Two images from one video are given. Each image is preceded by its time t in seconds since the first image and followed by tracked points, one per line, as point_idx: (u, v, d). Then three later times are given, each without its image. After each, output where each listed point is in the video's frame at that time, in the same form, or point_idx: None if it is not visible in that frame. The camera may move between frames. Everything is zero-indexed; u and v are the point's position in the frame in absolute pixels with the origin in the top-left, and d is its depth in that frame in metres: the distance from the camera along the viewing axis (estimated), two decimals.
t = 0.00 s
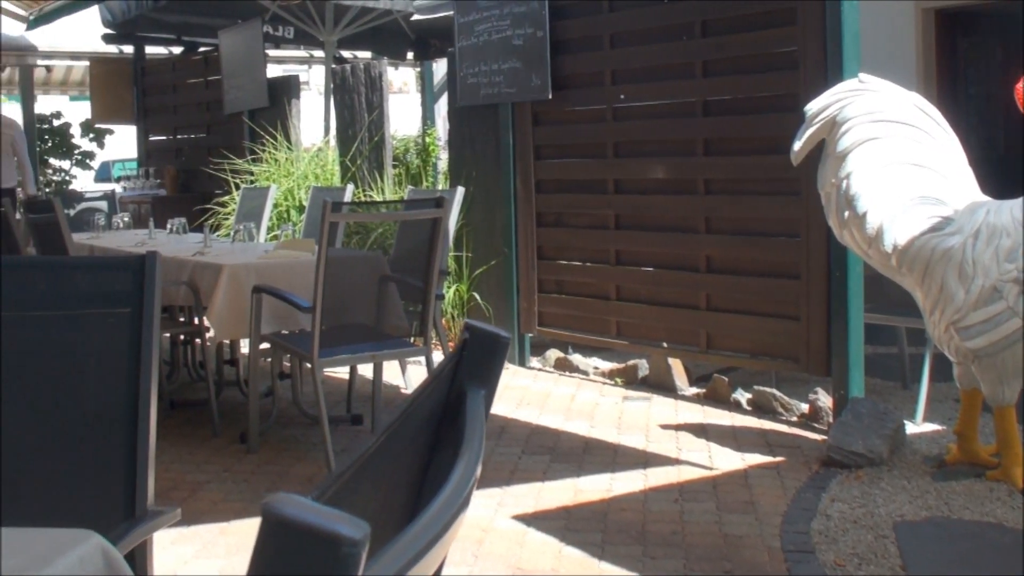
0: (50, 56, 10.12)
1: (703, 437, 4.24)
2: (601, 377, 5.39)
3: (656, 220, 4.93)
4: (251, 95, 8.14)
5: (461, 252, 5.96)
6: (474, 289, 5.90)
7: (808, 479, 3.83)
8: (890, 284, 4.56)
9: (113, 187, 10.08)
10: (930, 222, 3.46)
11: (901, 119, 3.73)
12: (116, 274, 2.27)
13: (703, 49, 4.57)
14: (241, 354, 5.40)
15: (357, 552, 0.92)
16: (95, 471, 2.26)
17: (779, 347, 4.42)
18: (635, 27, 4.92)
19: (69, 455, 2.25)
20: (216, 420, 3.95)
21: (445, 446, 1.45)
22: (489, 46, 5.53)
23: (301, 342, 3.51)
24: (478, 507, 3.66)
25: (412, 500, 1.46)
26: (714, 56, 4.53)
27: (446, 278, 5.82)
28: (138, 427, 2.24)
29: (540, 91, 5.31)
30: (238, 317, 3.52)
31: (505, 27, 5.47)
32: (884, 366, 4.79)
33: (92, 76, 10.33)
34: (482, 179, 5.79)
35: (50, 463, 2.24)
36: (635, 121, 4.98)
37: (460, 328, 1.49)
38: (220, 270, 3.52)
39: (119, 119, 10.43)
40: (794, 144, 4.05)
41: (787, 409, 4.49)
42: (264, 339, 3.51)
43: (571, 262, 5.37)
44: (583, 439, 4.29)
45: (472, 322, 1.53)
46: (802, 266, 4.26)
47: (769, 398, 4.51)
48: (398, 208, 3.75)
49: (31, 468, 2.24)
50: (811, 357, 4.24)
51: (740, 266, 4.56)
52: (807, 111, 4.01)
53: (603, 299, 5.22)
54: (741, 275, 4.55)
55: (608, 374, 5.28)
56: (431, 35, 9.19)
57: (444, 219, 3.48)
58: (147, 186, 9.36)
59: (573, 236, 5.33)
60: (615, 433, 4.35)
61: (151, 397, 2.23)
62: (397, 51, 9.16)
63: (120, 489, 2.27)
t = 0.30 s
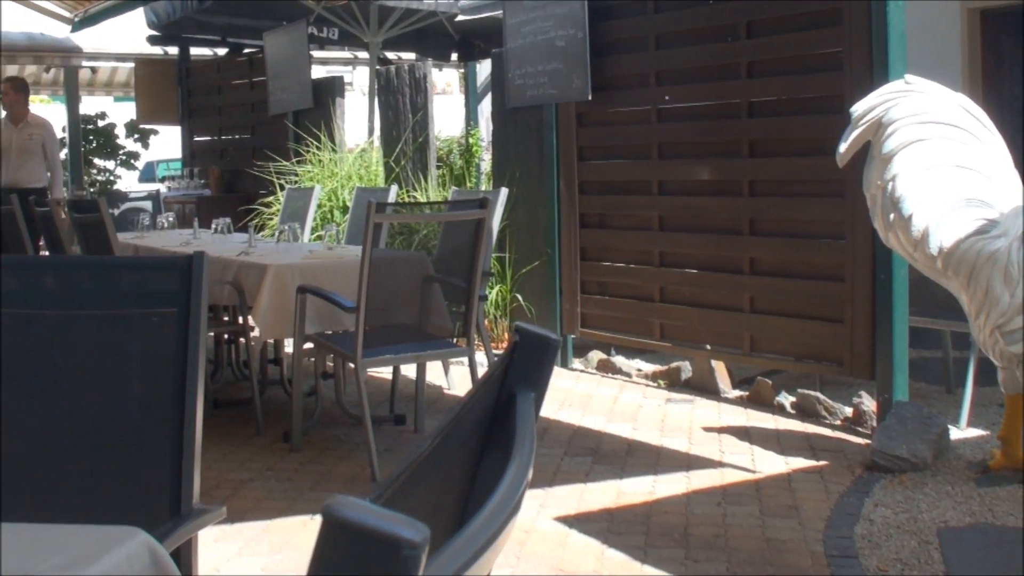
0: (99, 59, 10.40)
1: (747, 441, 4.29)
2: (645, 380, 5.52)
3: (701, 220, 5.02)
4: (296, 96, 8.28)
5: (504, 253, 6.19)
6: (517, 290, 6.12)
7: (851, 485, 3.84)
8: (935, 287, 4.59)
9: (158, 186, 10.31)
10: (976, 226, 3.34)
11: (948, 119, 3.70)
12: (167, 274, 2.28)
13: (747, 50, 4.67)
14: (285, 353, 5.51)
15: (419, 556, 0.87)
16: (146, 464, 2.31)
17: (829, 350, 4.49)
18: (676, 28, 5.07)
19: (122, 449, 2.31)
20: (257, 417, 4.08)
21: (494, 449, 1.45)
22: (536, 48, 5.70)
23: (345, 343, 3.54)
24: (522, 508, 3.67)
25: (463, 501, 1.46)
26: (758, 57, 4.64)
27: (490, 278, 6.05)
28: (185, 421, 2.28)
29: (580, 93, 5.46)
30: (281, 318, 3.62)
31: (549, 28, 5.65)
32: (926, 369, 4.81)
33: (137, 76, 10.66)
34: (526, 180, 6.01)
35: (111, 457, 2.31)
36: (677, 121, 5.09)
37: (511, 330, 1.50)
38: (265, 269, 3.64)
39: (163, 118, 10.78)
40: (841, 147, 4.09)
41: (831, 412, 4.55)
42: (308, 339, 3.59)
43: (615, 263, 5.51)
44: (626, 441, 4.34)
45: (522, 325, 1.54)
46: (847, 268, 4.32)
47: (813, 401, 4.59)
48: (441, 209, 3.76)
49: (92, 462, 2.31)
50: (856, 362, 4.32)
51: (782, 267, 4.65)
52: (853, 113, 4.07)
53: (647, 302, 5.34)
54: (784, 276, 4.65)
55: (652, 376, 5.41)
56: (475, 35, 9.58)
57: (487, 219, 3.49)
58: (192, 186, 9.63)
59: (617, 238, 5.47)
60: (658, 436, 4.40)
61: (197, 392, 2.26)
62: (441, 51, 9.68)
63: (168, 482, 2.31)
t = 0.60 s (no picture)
0: (149, 60, 10.86)
1: (796, 448, 4.35)
2: (693, 385, 5.65)
3: (752, 225, 5.21)
4: (347, 102, 8.57)
5: (554, 256, 6.42)
6: (566, 293, 6.36)
7: (901, 492, 3.83)
8: (986, 296, 4.64)
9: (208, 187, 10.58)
10: None
11: (1002, 122, 3.58)
12: (222, 275, 2.25)
13: (797, 54, 4.87)
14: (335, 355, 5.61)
15: (493, 564, 0.90)
16: (198, 465, 2.25)
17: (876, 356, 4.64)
18: (728, 31, 5.25)
19: (174, 448, 2.25)
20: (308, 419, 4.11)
21: (554, 455, 1.47)
22: (586, 51, 5.92)
23: (396, 346, 3.66)
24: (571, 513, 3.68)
25: (525, 503, 1.49)
26: (808, 61, 4.83)
27: (541, 281, 6.29)
28: (238, 420, 2.22)
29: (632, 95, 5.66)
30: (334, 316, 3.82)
31: (600, 32, 5.86)
32: (974, 376, 4.82)
33: (190, 79, 11.11)
34: (576, 184, 6.23)
35: (163, 454, 2.25)
36: (728, 125, 5.29)
37: (571, 334, 1.51)
38: (315, 270, 3.84)
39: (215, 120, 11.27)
40: (894, 152, 4.06)
41: (881, 419, 4.59)
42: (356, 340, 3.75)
43: (664, 267, 5.73)
44: (675, 447, 4.39)
45: (581, 329, 1.55)
46: (897, 273, 4.49)
47: (863, 409, 4.64)
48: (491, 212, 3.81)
49: (144, 460, 2.25)
50: (906, 369, 4.45)
51: (832, 271, 4.83)
52: (905, 116, 4.04)
53: (696, 306, 5.55)
54: (834, 280, 4.82)
55: (702, 381, 5.54)
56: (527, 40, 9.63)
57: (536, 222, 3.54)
58: (244, 188, 10.11)
59: (667, 241, 5.70)
60: (707, 441, 4.46)
61: (251, 394, 2.21)
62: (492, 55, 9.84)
63: (221, 484, 2.25)
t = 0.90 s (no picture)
0: (191, 65, 11.39)
1: (837, 455, 4.35)
2: (732, 393, 5.68)
3: (791, 234, 5.37)
4: (386, 106, 9.08)
5: (593, 263, 6.56)
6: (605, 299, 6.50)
7: (941, 502, 3.81)
8: None
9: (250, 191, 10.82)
10: None
11: None
12: (271, 279, 2.40)
13: (840, 60, 4.99)
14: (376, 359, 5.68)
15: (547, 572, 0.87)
16: (240, 469, 2.35)
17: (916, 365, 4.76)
18: (774, 38, 5.34)
19: (219, 451, 2.36)
20: (346, 423, 4.18)
21: (601, 461, 1.46)
22: (627, 57, 6.02)
23: (437, 351, 3.73)
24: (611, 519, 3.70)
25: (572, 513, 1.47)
26: (851, 67, 4.94)
27: (580, 288, 6.43)
28: (280, 426, 2.32)
29: (676, 101, 5.74)
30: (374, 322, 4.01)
31: (641, 37, 5.94)
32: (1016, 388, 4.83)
33: (233, 84, 11.51)
34: (616, 190, 6.37)
35: (208, 456, 2.36)
36: (770, 132, 5.43)
37: (619, 343, 1.52)
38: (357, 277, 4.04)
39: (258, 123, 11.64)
40: (935, 159, 4.02)
41: (921, 427, 4.59)
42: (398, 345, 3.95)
43: (704, 274, 5.88)
44: (714, 453, 4.42)
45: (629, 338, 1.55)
46: (939, 282, 4.61)
47: (903, 417, 4.63)
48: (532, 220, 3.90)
49: (191, 461, 2.37)
50: (946, 377, 4.57)
51: (874, 279, 4.96)
52: (947, 124, 4.01)
53: (736, 312, 5.68)
54: (876, 288, 4.94)
55: (742, 389, 5.60)
56: (566, 45, 9.92)
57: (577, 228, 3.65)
58: (284, 193, 10.31)
59: (708, 246, 5.83)
60: (747, 449, 4.47)
61: (293, 400, 2.32)
62: (532, 60, 10.06)
63: (262, 488, 2.34)
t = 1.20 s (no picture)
0: (233, 73, 11.68)
1: (879, 466, 4.32)
2: (774, 403, 5.66)
3: (834, 243, 5.37)
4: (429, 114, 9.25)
5: (634, 271, 6.56)
6: (646, 307, 6.50)
7: (984, 515, 3.76)
8: None
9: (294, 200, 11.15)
10: None
11: None
12: (319, 287, 2.47)
13: (884, 69, 4.98)
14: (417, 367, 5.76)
15: None
16: (286, 473, 2.40)
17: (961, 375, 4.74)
18: (818, 45, 5.34)
19: (265, 455, 2.41)
20: (388, 430, 4.31)
21: (655, 475, 1.38)
22: (669, 65, 6.05)
23: (479, 359, 3.79)
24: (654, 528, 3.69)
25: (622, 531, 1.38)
26: (895, 75, 4.93)
27: (622, 296, 6.45)
28: (325, 432, 2.36)
29: (722, 109, 5.80)
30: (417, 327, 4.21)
31: (686, 46, 5.97)
32: None
33: (275, 92, 11.69)
34: (659, 197, 6.39)
35: (254, 460, 2.41)
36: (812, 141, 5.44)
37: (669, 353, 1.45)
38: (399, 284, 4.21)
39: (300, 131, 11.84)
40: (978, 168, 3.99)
41: (964, 439, 4.54)
42: (439, 352, 4.15)
43: (746, 282, 5.89)
44: (756, 463, 4.40)
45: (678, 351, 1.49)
46: (984, 292, 4.58)
47: (946, 428, 4.58)
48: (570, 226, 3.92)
49: (238, 464, 2.42)
50: (991, 388, 4.55)
51: (918, 289, 4.94)
52: (991, 132, 3.97)
53: (779, 321, 5.68)
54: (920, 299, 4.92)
55: (783, 399, 5.57)
56: (608, 53, 10.03)
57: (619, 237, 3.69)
58: (326, 201, 10.71)
59: (750, 256, 5.84)
60: (789, 459, 4.45)
61: (339, 406, 2.36)
62: (573, 68, 10.10)
63: (307, 493, 2.38)
